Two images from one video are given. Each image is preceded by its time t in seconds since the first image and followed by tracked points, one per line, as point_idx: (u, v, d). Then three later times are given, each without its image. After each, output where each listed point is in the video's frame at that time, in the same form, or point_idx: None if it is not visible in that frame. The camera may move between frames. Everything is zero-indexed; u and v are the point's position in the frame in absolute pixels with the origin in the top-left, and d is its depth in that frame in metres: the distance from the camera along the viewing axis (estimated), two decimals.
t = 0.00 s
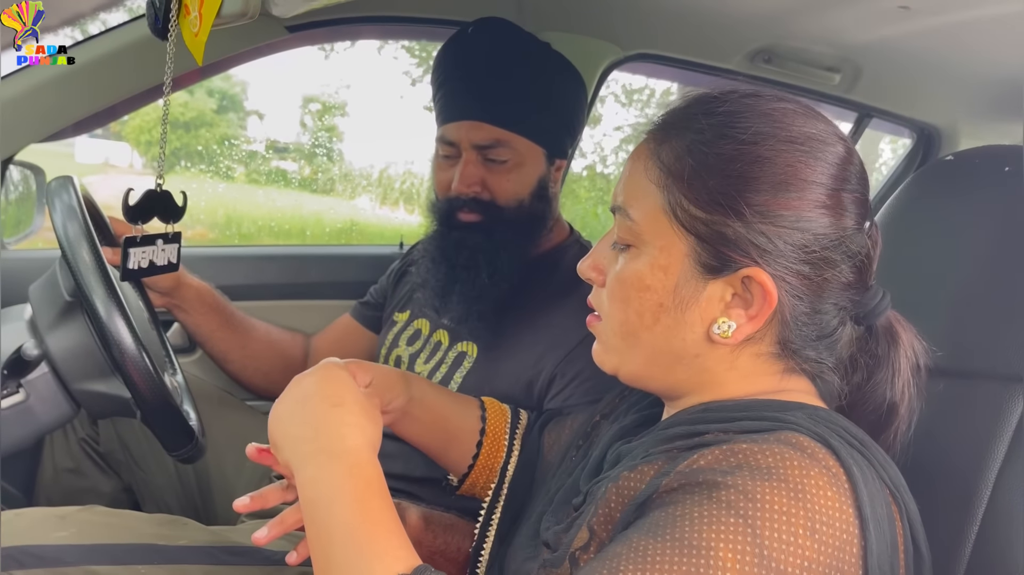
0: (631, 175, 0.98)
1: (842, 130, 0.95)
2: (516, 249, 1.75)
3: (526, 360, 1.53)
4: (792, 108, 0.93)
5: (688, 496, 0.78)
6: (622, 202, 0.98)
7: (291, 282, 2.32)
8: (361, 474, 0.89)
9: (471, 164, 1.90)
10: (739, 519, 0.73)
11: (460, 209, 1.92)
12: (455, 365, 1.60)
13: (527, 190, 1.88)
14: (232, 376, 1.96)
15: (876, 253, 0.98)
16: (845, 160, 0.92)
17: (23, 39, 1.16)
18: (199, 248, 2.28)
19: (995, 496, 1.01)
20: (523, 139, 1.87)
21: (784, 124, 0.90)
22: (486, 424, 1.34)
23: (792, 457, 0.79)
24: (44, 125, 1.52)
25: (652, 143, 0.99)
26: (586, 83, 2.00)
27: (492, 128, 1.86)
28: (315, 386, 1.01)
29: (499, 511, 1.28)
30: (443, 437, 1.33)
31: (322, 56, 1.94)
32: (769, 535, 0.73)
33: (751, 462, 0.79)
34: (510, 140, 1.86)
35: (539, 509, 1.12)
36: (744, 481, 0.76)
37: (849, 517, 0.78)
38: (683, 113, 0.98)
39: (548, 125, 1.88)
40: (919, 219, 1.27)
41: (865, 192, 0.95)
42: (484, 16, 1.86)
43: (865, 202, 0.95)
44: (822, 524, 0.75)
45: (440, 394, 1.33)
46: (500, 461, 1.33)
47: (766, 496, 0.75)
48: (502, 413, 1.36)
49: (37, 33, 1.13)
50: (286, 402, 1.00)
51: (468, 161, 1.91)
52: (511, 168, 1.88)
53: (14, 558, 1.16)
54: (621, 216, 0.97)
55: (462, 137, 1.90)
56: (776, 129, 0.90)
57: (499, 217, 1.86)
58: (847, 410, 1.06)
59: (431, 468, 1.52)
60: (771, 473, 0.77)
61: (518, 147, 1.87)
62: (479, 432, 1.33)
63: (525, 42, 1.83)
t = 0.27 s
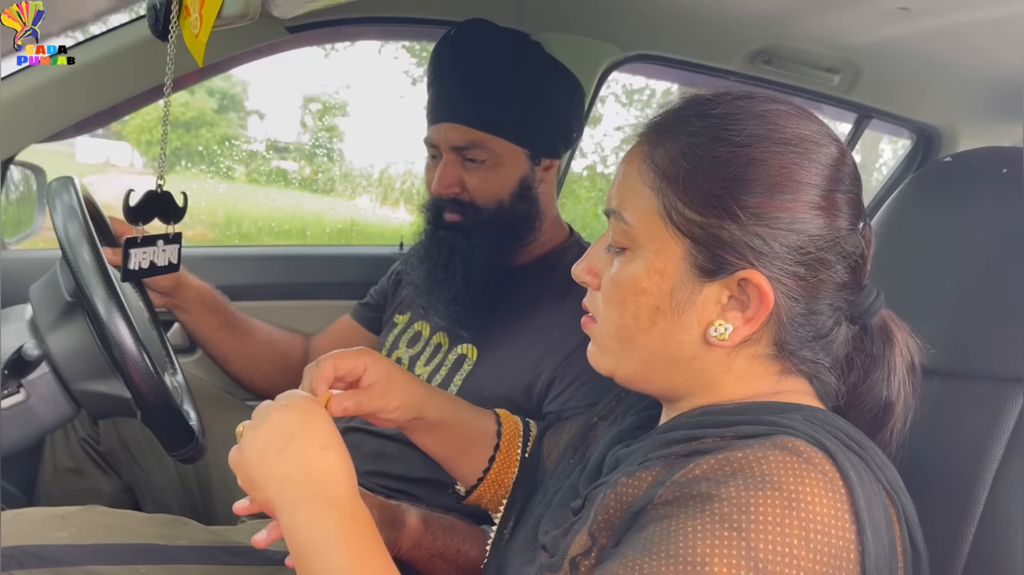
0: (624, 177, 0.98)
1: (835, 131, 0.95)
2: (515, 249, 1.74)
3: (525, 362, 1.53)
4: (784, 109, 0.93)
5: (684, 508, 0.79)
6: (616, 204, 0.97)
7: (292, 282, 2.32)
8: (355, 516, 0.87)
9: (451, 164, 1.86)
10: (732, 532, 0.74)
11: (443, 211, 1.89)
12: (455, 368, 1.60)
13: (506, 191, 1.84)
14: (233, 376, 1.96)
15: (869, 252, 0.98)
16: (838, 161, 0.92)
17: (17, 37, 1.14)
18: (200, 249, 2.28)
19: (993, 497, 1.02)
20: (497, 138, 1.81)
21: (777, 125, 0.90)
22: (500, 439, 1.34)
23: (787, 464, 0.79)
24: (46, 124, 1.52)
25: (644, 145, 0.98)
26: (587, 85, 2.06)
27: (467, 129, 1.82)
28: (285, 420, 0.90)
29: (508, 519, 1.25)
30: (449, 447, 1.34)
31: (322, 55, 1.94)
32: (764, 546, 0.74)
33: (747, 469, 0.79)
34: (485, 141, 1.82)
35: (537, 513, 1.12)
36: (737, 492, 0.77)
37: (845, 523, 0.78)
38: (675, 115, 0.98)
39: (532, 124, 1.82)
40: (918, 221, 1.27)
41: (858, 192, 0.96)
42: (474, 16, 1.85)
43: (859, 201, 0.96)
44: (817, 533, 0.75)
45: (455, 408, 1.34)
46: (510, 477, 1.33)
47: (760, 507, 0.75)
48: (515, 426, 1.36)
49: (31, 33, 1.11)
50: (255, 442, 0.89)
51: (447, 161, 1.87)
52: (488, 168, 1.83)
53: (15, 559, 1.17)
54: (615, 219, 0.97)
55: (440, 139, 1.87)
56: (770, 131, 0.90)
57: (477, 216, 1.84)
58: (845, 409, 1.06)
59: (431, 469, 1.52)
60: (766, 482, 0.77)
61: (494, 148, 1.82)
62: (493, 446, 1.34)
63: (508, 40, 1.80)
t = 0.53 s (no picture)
0: (600, 195, 0.97)
1: (809, 132, 0.94)
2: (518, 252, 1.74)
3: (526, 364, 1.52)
4: (756, 116, 0.92)
5: (691, 525, 0.79)
6: (593, 223, 0.97)
7: (293, 282, 2.32)
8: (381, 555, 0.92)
9: (450, 165, 1.85)
10: (741, 552, 0.75)
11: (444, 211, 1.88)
12: (457, 368, 1.60)
13: (505, 192, 1.82)
14: (234, 378, 1.96)
15: (852, 250, 0.98)
16: (815, 165, 0.92)
17: (27, 38, 1.05)
18: (200, 249, 2.28)
19: (992, 499, 1.01)
20: (495, 139, 1.80)
21: (749, 134, 0.90)
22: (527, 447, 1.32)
23: (794, 475, 0.79)
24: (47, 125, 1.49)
25: (618, 160, 0.98)
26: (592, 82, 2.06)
27: (464, 129, 1.81)
28: (294, 491, 0.89)
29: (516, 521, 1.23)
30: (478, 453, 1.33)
31: (322, 54, 1.94)
32: (771, 563, 0.74)
33: (752, 481, 0.79)
34: (483, 142, 1.80)
35: (533, 514, 1.12)
36: (743, 508, 0.77)
37: (853, 533, 0.78)
38: (646, 128, 0.97)
39: (530, 126, 1.79)
40: (919, 223, 1.27)
41: (838, 195, 0.95)
42: (478, 16, 1.86)
43: (839, 203, 0.95)
44: (825, 546, 0.75)
45: (501, 421, 1.31)
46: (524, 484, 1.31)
47: (766, 522, 0.76)
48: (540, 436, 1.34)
49: (39, 34, 1.04)
50: (269, 520, 0.90)
51: (446, 162, 1.85)
52: (486, 167, 1.82)
53: (15, 558, 1.17)
54: (594, 238, 0.96)
55: (441, 140, 1.85)
56: (743, 142, 0.89)
57: (475, 217, 1.83)
58: (840, 408, 1.06)
59: (432, 469, 1.52)
60: (772, 496, 0.77)
61: (492, 149, 1.80)
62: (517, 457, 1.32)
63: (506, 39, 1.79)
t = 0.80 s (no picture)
0: (576, 213, 0.95)
1: (788, 140, 0.92)
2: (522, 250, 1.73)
3: (528, 363, 1.52)
4: (734, 128, 0.90)
5: (680, 536, 0.78)
6: (572, 241, 0.95)
7: (293, 281, 2.32)
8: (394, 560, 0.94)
9: (449, 167, 1.84)
10: (729, 563, 0.74)
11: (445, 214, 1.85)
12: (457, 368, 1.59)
13: (504, 194, 1.80)
14: (235, 378, 1.96)
15: (836, 253, 0.98)
16: (796, 177, 0.90)
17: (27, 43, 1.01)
18: (200, 248, 2.27)
19: (994, 500, 1.01)
20: (494, 141, 1.79)
21: (728, 149, 0.88)
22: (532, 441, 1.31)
23: (783, 484, 0.78)
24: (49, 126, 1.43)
25: (592, 175, 0.95)
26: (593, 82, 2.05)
27: (462, 132, 1.80)
28: (305, 524, 0.90)
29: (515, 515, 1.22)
30: (488, 440, 1.32)
31: (320, 53, 1.92)
32: None
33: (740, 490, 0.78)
34: (483, 143, 1.79)
35: (532, 515, 1.12)
36: (731, 519, 0.76)
37: (842, 542, 0.77)
38: (620, 142, 0.94)
39: (529, 126, 1.79)
40: (923, 223, 1.26)
41: (820, 202, 0.94)
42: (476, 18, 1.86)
43: (821, 210, 0.94)
44: (814, 556, 0.75)
45: (510, 406, 1.31)
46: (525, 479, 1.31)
47: (755, 532, 0.75)
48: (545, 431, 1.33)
49: (39, 35, 0.96)
50: (289, 555, 0.91)
51: (445, 163, 1.84)
52: (485, 169, 1.81)
53: (17, 558, 1.17)
54: (573, 257, 0.95)
55: (440, 141, 1.85)
56: (722, 159, 0.87)
57: (475, 219, 1.81)
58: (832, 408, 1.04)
59: (433, 469, 1.52)
60: (760, 505, 0.77)
61: (491, 151, 1.79)
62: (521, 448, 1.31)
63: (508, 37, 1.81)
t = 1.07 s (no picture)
0: (555, 220, 0.95)
1: (762, 139, 0.91)
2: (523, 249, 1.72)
3: (529, 362, 1.52)
4: (706, 130, 0.89)
5: (663, 517, 0.79)
6: (553, 248, 0.95)
7: (294, 280, 2.32)
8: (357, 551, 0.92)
9: (447, 167, 1.83)
10: (709, 540, 0.74)
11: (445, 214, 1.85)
12: (457, 367, 1.59)
13: (503, 193, 1.80)
14: (235, 377, 1.97)
15: (817, 247, 0.97)
16: (771, 175, 0.89)
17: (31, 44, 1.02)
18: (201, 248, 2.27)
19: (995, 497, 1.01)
20: (494, 141, 1.78)
21: (699, 151, 0.87)
22: (496, 436, 1.33)
23: (763, 465, 0.79)
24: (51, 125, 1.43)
25: (570, 183, 0.95)
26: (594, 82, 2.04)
27: (461, 132, 1.80)
28: (259, 530, 0.91)
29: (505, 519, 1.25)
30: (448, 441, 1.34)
31: (322, 54, 1.93)
32: (739, 553, 0.74)
33: (722, 472, 0.79)
34: (480, 143, 1.79)
35: (530, 514, 1.12)
36: (712, 499, 0.77)
37: (822, 523, 0.78)
38: (597, 148, 0.95)
39: (526, 126, 1.79)
40: (926, 223, 1.26)
41: (797, 198, 0.93)
42: (475, 17, 1.87)
43: (799, 206, 0.94)
44: (792, 535, 0.76)
45: (452, 397, 1.34)
46: (504, 476, 1.32)
47: (735, 511, 0.76)
48: (513, 426, 1.35)
49: (39, 35, 0.97)
50: (253, 563, 0.92)
51: (444, 164, 1.84)
52: (484, 169, 1.80)
53: (19, 557, 1.17)
54: (555, 263, 0.95)
55: (439, 142, 1.84)
56: (694, 161, 0.87)
57: (473, 219, 1.80)
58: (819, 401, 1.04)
59: (434, 468, 1.52)
60: (740, 485, 0.77)
61: (489, 150, 1.79)
62: (488, 443, 1.33)
63: (502, 36, 1.82)
